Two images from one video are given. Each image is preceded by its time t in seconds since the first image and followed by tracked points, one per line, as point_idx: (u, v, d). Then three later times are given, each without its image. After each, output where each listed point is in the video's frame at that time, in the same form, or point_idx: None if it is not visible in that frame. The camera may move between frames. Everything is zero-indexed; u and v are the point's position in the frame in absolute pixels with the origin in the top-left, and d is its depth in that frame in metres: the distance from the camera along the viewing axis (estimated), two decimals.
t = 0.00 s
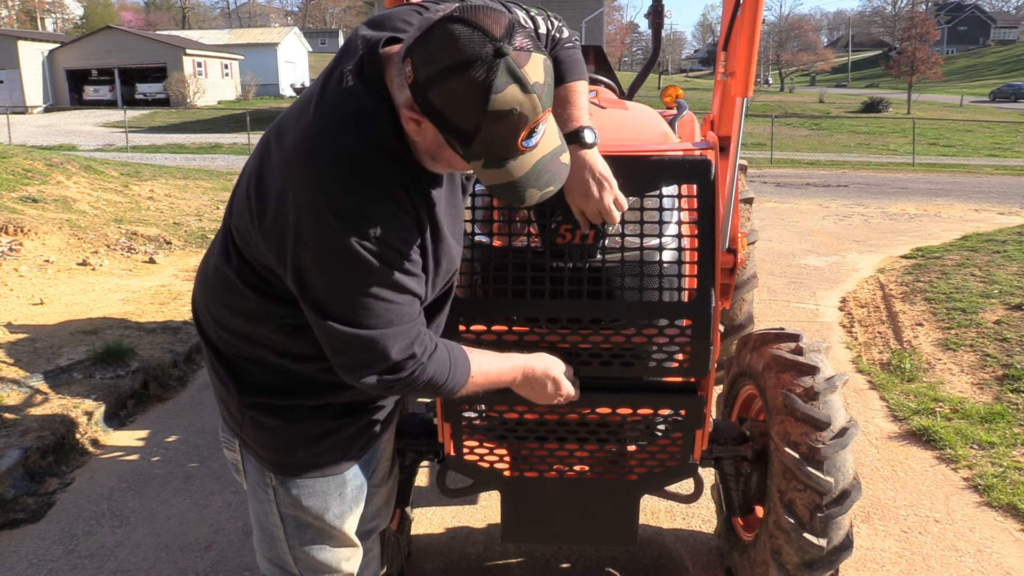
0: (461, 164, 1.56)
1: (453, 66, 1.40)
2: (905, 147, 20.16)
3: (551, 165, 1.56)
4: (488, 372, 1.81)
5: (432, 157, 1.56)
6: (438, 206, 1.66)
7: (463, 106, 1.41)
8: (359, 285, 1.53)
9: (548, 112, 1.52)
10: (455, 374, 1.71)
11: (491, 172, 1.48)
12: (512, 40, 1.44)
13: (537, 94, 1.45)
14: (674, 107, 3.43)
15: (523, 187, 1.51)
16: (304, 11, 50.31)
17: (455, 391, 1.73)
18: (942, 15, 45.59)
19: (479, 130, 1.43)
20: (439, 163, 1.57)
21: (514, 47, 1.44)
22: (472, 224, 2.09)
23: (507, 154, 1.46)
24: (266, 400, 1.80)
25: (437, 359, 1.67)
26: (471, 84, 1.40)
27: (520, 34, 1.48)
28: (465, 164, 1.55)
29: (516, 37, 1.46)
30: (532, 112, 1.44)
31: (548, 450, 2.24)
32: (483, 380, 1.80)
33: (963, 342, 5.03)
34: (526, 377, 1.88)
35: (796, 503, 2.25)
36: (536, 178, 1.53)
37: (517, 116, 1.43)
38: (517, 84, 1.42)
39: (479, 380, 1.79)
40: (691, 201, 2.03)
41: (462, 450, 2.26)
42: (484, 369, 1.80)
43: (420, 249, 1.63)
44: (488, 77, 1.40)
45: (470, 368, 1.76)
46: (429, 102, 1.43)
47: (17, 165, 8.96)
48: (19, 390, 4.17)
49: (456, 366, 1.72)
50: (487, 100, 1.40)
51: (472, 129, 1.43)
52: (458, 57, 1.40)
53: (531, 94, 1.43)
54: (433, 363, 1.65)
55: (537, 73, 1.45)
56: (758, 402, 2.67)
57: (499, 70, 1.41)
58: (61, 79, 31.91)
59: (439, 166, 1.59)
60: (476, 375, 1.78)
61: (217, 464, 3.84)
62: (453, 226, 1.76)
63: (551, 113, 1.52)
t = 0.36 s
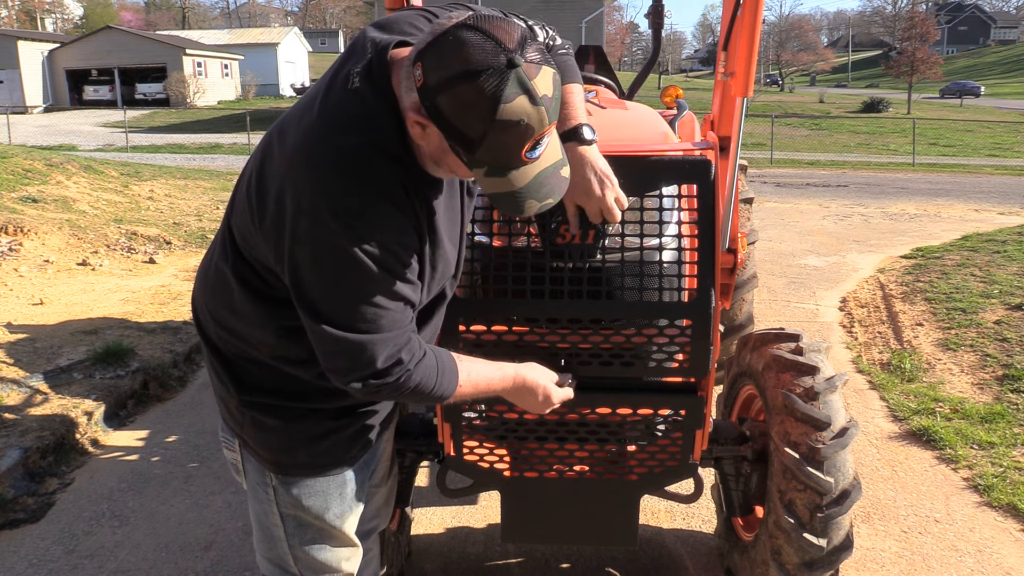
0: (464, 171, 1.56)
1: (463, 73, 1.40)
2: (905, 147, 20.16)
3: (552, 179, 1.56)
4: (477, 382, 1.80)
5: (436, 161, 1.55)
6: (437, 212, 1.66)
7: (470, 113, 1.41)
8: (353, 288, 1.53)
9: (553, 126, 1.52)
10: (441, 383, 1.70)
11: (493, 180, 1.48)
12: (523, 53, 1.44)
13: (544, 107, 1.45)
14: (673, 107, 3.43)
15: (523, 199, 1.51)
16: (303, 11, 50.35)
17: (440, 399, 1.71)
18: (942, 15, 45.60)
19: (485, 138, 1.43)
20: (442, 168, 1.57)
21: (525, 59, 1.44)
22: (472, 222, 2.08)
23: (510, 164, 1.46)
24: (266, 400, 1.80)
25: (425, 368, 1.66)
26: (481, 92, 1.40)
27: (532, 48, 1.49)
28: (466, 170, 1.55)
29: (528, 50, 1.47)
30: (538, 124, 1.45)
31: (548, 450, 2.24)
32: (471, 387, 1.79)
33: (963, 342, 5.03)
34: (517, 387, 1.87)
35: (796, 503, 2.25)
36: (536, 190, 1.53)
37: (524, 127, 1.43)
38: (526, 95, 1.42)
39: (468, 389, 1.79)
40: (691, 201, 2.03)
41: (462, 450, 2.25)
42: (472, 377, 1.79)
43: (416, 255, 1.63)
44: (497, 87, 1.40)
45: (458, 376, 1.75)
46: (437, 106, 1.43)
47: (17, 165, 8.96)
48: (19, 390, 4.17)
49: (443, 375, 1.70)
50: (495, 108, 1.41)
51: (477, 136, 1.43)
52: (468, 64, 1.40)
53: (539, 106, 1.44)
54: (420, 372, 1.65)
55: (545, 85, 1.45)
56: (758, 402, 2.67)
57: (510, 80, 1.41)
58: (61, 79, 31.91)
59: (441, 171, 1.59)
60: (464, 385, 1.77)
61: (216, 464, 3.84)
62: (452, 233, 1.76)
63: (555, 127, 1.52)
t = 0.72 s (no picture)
0: (467, 171, 1.56)
1: (467, 74, 1.40)
2: (905, 147, 20.16)
3: (556, 178, 1.56)
4: (482, 385, 1.81)
5: (439, 162, 1.55)
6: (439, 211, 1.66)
7: (474, 114, 1.41)
8: (358, 289, 1.53)
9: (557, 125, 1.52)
10: (447, 383, 1.70)
11: (498, 181, 1.48)
12: (528, 52, 1.44)
13: (549, 106, 1.45)
14: (673, 106, 3.43)
15: (527, 198, 1.52)
16: (303, 11, 50.39)
17: (446, 401, 1.72)
18: (942, 15, 45.60)
19: (490, 138, 1.43)
20: (445, 168, 1.58)
21: (530, 58, 1.44)
22: (472, 222, 2.09)
23: (515, 164, 1.46)
24: (266, 400, 1.81)
25: (430, 368, 1.66)
26: (486, 92, 1.40)
27: (537, 47, 1.49)
28: (470, 170, 1.55)
29: (532, 50, 1.47)
30: (544, 123, 1.45)
31: (549, 450, 2.24)
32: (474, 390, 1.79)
33: (963, 342, 5.03)
34: (521, 390, 1.87)
35: (796, 503, 2.25)
36: (541, 189, 1.53)
37: (529, 126, 1.43)
38: (531, 95, 1.42)
39: (473, 392, 1.79)
40: (691, 201, 2.03)
41: (462, 450, 2.25)
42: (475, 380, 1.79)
43: (420, 255, 1.62)
44: (502, 86, 1.40)
45: (463, 379, 1.76)
46: (442, 106, 1.43)
47: (16, 165, 8.96)
48: (19, 390, 4.17)
49: (449, 375, 1.71)
50: (500, 108, 1.41)
51: (482, 137, 1.43)
52: (473, 64, 1.40)
53: (545, 105, 1.44)
54: (426, 371, 1.65)
55: (550, 85, 1.46)
56: (757, 402, 2.67)
57: (515, 80, 1.41)
58: (61, 79, 31.91)
59: (443, 172, 1.59)
60: (469, 387, 1.78)
61: (217, 464, 3.84)
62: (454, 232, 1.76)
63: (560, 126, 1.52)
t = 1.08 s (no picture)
0: (472, 166, 1.56)
1: (470, 69, 1.40)
2: (905, 147, 20.16)
3: (561, 171, 1.56)
4: (484, 386, 1.81)
5: (442, 159, 1.56)
6: (442, 209, 1.66)
7: (478, 109, 1.41)
8: (363, 288, 1.53)
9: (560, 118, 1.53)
10: (451, 382, 1.70)
11: (502, 176, 1.48)
12: (529, 46, 1.45)
13: (552, 98, 1.46)
14: (674, 107, 3.43)
15: (532, 192, 1.52)
16: (303, 11, 50.41)
17: (450, 400, 1.72)
18: (942, 15, 45.60)
19: (495, 132, 1.43)
20: (449, 164, 1.58)
21: (531, 51, 1.45)
22: (472, 225, 2.09)
23: (519, 157, 1.46)
24: (266, 401, 1.81)
25: (435, 367, 1.65)
26: (488, 87, 1.40)
27: (537, 41, 1.49)
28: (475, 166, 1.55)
29: (533, 43, 1.47)
30: (548, 116, 1.45)
31: (549, 450, 2.23)
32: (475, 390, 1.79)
33: (963, 342, 5.03)
34: (523, 392, 1.87)
35: (796, 503, 2.25)
36: (546, 182, 1.54)
37: (534, 119, 1.43)
38: (534, 87, 1.42)
39: (475, 393, 1.80)
40: (691, 204, 2.02)
41: (462, 450, 2.25)
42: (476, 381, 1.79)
43: (423, 254, 1.62)
44: (504, 79, 1.41)
45: (466, 380, 1.75)
46: (445, 103, 1.43)
47: (16, 165, 8.96)
48: (19, 390, 4.17)
49: (453, 375, 1.71)
50: (504, 102, 1.41)
51: (486, 131, 1.43)
52: (474, 59, 1.40)
53: (548, 98, 1.44)
54: (431, 370, 1.65)
55: (552, 77, 1.46)
56: (758, 403, 2.67)
57: (518, 73, 1.41)
58: (61, 79, 31.92)
59: (447, 169, 1.59)
60: (471, 388, 1.78)
61: (217, 464, 3.84)
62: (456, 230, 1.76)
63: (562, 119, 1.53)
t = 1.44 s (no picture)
0: (470, 168, 1.56)
1: (467, 71, 1.40)
2: (905, 147, 20.16)
3: (560, 174, 1.56)
4: (487, 387, 1.81)
5: (441, 160, 1.56)
6: (441, 209, 1.66)
7: (474, 111, 1.41)
8: (362, 288, 1.53)
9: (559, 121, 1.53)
10: (451, 384, 1.70)
11: (500, 178, 1.48)
12: (527, 49, 1.44)
13: (550, 102, 1.45)
14: (674, 107, 3.43)
15: (531, 194, 1.52)
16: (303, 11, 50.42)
17: (450, 403, 1.72)
18: (942, 15, 45.62)
19: (492, 134, 1.43)
20: (448, 165, 1.58)
21: (529, 54, 1.44)
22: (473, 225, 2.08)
23: (517, 160, 1.46)
24: (266, 401, 1.81)
25: (433, 369, 1.65)
26: (486, 89, 1.40)
27: (536, 43, 1.49)
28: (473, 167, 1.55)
29: (531, 46, 1.47)
30: (545, 119, 1.45)
31: (548, 450, 2.23)
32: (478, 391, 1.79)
33: (963, 342, 5.03)
34: (529, 394, 1.87)
35: (796, 503, 2.25)
36: (545, 185, 1.54)
37: (531, 122, 1.43)
38: (531, 91, 1.42)
39: (478, 394, 1.79)
40: (691, 204, 2.02)
41: (462, 450, 2.25)
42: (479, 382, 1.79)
43: (422, 254, 1.62)
44: (502, 83, 1.41)
45: (468, 381, 1.76)
46: (443, 105, 1.43)
47: (16, 165, 8.96)
48: (19, 390, 4.17)
49: (452, 377, 1.70)
50: (502, 105, 1.41)
51: (483, 134, 1.43)
52: (472, 61, 1.40)
53: (545, 101, 1.44)
54: (429, 371, 1.65)
55: (550, 80, 1.46)
56: (758, 403, 2.67)
57: (515, 75, 1.41)
58: (61, 79, 31.92)
59: (446, 170, 1.59)
60: (474, 389, 1.78)
61: (217, 464, 3.84)
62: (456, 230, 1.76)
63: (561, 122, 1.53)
